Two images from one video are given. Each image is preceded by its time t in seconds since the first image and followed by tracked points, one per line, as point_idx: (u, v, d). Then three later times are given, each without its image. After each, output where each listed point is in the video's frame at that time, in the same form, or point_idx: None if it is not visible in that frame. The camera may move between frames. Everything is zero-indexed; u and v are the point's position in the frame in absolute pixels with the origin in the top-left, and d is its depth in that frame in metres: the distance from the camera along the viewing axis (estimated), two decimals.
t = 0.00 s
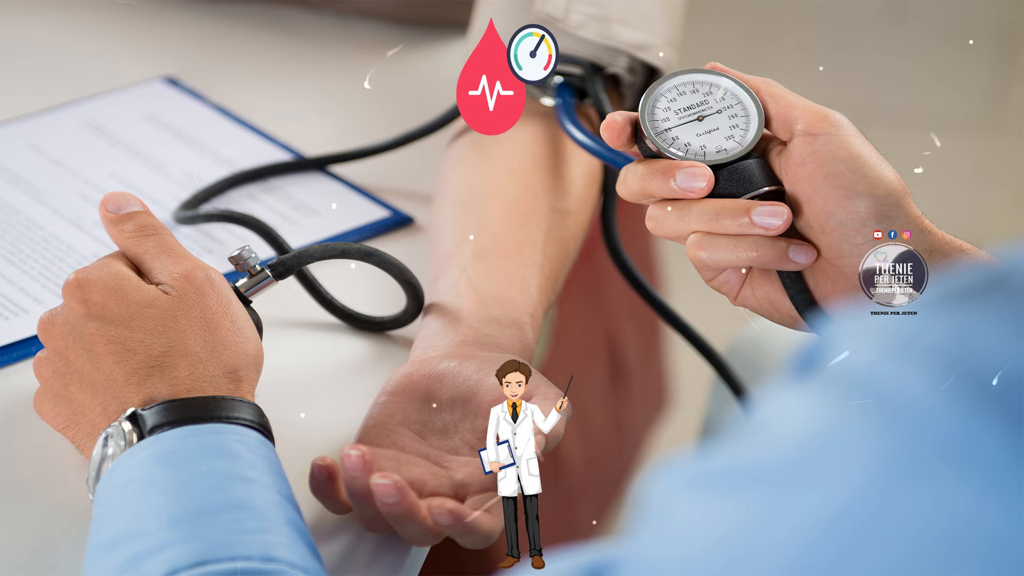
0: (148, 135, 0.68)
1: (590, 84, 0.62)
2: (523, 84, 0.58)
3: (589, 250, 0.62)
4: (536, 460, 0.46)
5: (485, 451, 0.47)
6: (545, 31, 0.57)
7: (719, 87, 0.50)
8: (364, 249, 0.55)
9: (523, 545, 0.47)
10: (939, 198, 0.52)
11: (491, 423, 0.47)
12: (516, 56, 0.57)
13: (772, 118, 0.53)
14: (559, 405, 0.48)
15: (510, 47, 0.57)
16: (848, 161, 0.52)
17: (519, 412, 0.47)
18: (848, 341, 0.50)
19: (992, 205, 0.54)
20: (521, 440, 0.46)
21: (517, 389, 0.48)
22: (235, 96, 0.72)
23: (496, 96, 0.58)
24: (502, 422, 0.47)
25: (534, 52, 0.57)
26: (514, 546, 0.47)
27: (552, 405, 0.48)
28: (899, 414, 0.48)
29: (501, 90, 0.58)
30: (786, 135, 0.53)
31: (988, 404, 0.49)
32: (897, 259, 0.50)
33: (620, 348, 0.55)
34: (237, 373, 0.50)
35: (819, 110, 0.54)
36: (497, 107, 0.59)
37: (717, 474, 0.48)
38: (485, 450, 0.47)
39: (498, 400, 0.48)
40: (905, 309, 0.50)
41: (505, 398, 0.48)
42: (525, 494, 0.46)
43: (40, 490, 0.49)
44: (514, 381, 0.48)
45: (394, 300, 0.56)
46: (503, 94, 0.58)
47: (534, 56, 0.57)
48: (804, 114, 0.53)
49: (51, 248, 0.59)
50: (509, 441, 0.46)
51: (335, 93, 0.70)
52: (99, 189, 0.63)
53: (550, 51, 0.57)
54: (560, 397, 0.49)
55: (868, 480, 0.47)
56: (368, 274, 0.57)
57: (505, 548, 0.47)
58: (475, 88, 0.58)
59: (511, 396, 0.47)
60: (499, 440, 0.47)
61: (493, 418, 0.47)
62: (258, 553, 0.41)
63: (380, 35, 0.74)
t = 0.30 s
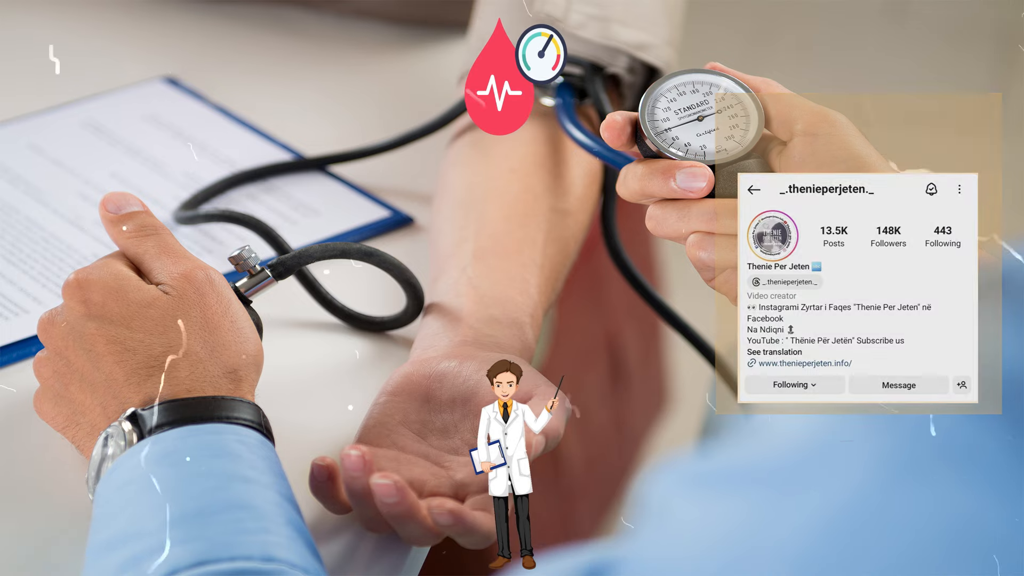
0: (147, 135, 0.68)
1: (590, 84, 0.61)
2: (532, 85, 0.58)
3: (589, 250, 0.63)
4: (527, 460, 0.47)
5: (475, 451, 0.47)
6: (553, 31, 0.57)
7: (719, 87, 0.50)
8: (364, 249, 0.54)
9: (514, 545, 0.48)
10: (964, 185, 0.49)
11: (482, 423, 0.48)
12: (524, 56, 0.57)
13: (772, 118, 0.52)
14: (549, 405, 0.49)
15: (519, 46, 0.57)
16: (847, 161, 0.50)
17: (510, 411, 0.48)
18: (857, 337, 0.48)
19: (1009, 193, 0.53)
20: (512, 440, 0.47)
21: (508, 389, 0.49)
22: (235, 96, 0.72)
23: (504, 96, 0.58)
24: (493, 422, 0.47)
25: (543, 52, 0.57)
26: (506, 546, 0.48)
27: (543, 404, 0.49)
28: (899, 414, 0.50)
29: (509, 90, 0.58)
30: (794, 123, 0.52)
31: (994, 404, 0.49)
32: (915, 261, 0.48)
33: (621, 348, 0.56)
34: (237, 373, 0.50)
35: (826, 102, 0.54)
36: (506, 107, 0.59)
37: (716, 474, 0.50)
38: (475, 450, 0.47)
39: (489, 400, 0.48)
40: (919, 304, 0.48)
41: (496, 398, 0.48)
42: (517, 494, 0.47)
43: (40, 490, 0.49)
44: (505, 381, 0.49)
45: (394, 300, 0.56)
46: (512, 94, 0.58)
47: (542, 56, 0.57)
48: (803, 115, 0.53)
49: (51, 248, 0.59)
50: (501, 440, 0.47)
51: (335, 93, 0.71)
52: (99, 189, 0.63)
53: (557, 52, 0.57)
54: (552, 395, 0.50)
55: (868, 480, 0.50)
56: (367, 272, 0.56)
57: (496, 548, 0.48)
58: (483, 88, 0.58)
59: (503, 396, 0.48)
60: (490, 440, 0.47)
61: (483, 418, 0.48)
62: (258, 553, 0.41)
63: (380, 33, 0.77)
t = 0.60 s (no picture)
0: (147, 135, 0.68)
1: (590, 84, 0.61)
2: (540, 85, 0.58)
3: (589, 250, 0.62)
4: (518, 460, 0.48)
5: (465, 451, 0.48)
6: (562, 30, 0.57)
7: (719, 87, 0.50)
8: (364, 249, 0.54)
9: (506, 545, 0.48)
10: (966, 184, 0.48)
11: (473, 423, 0.48)
12: (532, 56, 0.57)
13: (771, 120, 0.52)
14: (539, 405, 0.49)
15: (527, 47, 0.57)
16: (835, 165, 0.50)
17: (501, 411, 0.48)
18: (857, 337, 0.48)
19: (1012, 190, 0.53)
20: (503, 440, 0.48)
21: (499, 389, 0.49)
22: (235, 96, 0.72)
23: (512, 95, 0.59)
24: (484, 422, 0.48)
25: (551, 52, 0.57)
26: (497, 547, 0.48)
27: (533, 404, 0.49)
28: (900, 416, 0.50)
29: (517, 90, 0.58)
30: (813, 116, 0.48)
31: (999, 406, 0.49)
32: (914, 261, 0.48)
33: (621, 349, 0.56)
34: (237, 373, 0.50)
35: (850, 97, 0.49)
36: (513, 107, 0.59)
37: (716, 474, 0.51)
38: (465, 450, 0.48)
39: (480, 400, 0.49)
40: (919, 304, 0.48)
41: (486, 398, 0.49)
42: (507, 494, 0.48)
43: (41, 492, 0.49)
44: (496, 381, 0.49)
45: (394, 300, 0.56)
46: (519, 94, 0.58)
47: (550, 56, 0.57)
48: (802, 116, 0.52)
49: (51, 248, 0.59)
50: (492, 441, 0.48)
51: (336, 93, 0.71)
52: (98, 189, 0.63)
53: (567, 52, 0.57)
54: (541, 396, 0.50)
55: (868, 481, 0.51)
56: (366, 271, 0.57)
57: (487, 548, 0.48)
58: (491, 88, 0.59)
59: (493, 396, 0.49)
60: (481, 440, 0.48)
61: (474, 418, 0.48)
62: (258, 553, 0.41)
63: (380, 34, 0.76)
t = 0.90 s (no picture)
0: (148, 135, 0.68)
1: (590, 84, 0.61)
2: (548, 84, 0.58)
3: (589, 249, 0.63)
4: (509, 460, 0.47)
5: (457, 451, 0.47)
6: (569, 30, 0.57)
7: (719, 87, 0.50)
8: (364, 249, 0.54)
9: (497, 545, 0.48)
10: (966, 184, 0.48)
11: (463, 423, 0.47)
12: (540, 55, 0.56)
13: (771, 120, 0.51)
14: (530, 404, 0.49)
15: (534, 47, 0.57)
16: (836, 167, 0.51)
17: (492, 411, 0.47)
18: (857, 337, 0.48)
19: (1012, 190, 0.53)
20: (494, 440, 0.47)
21: (490, 389, 0.48)
22: (235, 96, 0.72)
23: (521, 95, 0.58)
24: (475, 422, 0.47)
25: (559, 52, 0.56)
26: (489, 547, 0.48)
27: (523, 404, 0.49)
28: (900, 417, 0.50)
29: (526, 90, 0.58)
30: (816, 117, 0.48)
31: (999, 406, 0.49)
32: (914, 261, 0.48)
33: (621, 348, 0.56)
34: (237, 373, 0.50)
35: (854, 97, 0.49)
36: (522, 107, 0.58)
37: (715, 474, 0.51)
38: (457, 450, 0.47)
39: (471, 401, 0.48)
40: (919, 304, 0.48)
41: (478, 398, 0.48)
42: (499, 494, 0.47)
43: (41, 491, 0.49)
44: (487, 381, 0.48)
45: (395, 299, 0.56)
46: (528, 94, 0.58)
47: (558, 56, 0.56)
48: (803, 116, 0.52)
49: (51, 248, 0.59)
50: (483, 441, 0.47)
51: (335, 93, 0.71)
52: (98, 189, 0.63)
53: (575, 52, 0.57)
54: (532, 396, 0.49)
55: (868, 481, 0.51)
56: (366, 272, 0.56)
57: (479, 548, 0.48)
58: (500, 88, 0.58)
59: (484, 397, 0.48)
60: (472, 440, 0.47)
61: (465, 418, 0.47)
62: (258, 553, 0.41)
63: (381, 34, 0.76)
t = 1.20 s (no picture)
0: (148, 135, 0.68)
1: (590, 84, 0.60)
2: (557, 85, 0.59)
3: (589, 250, 0.62)
4: (499, 460, 0.48)
5: (447, 451, 0.48)
6: (578, 31, 0.59)
7: (719, 87, 0.50)
8: (364, 249, 0.54)
9: (486, 545, 0.48)
10: (966, 184, 0.48)
11: (455, 423, 0.48)
12: (549, 55, 0.58)
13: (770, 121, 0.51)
14: (522, 405, 0.50)
15: (544, 48, 0.59)
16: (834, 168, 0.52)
17: (483, 411, 0.48)
18: (857, 337, 0.48)
19: (1012, 190, 0.53)
20: (485, 440, 0.48)
21: (481, 389, 0.49)
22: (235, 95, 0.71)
23: (529, 95, 0.60)
24: (466, 422, 0.48)
25: (567, 53, 0.59)
26: (479, 547, 0.48)
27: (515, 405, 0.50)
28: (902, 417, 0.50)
29: (534, 90, 0.60)
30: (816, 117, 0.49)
31: (999, 406, 0.49)
32: (914, 262, 0.48)
33: (621, 349, 0.56)
34: (237, 373, 0.50)
35: (853, 100, 0.50)
36: (530, 107, 0.60)
37: (715, 474, 0.51)
38: (447, 451, 0.48)
39: (462, 400, 0.49)
40: (919, 304, 0.48)
41: (469, 398, 0.49)
42: (489, 494, 0.48)
43: (42, 491, 0.49)
44: (477, 381, 0.49)
45: (394, 300, 0.56)
46: (536, 94, 0.60)
47: (567, 56, 0.58)
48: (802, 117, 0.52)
49: (51, 248, 0.59)
50: (474, 441, 0.48)
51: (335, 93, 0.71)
52: (98, 189, 0.63)
53: (583, 52, 0.59)
54: (524, 396, 0.50)
55: (869, 481, 0.51)
56: (367, 273, 0.56)
57: (469, 548, 0.48)
58: (508, 88, 0.60)
59: (475, 396, 0.49)
60: (463, 440, 0.48)
61: (456, 418, 0.48)
62: (258, 553, 0.41)
63: (380, 33, 0.76)
